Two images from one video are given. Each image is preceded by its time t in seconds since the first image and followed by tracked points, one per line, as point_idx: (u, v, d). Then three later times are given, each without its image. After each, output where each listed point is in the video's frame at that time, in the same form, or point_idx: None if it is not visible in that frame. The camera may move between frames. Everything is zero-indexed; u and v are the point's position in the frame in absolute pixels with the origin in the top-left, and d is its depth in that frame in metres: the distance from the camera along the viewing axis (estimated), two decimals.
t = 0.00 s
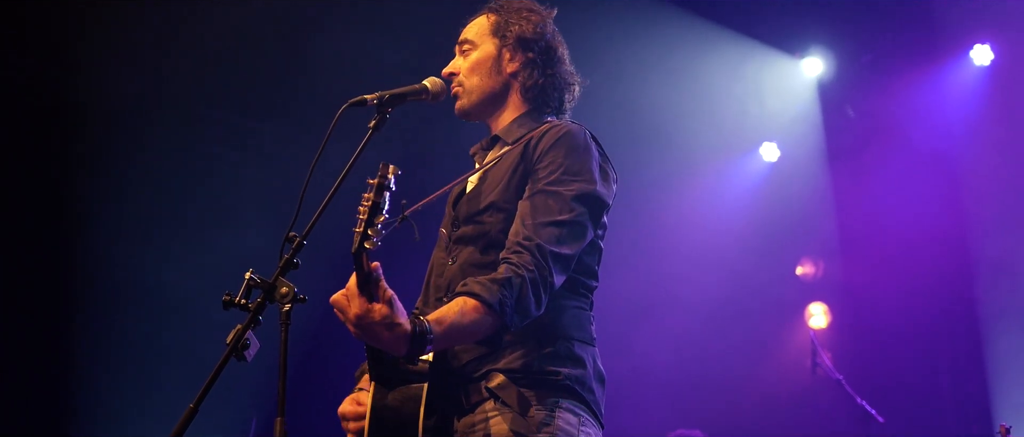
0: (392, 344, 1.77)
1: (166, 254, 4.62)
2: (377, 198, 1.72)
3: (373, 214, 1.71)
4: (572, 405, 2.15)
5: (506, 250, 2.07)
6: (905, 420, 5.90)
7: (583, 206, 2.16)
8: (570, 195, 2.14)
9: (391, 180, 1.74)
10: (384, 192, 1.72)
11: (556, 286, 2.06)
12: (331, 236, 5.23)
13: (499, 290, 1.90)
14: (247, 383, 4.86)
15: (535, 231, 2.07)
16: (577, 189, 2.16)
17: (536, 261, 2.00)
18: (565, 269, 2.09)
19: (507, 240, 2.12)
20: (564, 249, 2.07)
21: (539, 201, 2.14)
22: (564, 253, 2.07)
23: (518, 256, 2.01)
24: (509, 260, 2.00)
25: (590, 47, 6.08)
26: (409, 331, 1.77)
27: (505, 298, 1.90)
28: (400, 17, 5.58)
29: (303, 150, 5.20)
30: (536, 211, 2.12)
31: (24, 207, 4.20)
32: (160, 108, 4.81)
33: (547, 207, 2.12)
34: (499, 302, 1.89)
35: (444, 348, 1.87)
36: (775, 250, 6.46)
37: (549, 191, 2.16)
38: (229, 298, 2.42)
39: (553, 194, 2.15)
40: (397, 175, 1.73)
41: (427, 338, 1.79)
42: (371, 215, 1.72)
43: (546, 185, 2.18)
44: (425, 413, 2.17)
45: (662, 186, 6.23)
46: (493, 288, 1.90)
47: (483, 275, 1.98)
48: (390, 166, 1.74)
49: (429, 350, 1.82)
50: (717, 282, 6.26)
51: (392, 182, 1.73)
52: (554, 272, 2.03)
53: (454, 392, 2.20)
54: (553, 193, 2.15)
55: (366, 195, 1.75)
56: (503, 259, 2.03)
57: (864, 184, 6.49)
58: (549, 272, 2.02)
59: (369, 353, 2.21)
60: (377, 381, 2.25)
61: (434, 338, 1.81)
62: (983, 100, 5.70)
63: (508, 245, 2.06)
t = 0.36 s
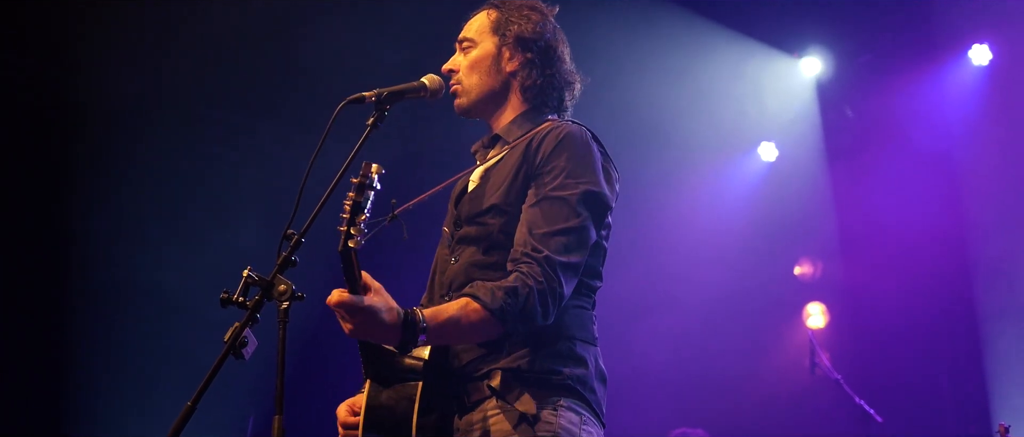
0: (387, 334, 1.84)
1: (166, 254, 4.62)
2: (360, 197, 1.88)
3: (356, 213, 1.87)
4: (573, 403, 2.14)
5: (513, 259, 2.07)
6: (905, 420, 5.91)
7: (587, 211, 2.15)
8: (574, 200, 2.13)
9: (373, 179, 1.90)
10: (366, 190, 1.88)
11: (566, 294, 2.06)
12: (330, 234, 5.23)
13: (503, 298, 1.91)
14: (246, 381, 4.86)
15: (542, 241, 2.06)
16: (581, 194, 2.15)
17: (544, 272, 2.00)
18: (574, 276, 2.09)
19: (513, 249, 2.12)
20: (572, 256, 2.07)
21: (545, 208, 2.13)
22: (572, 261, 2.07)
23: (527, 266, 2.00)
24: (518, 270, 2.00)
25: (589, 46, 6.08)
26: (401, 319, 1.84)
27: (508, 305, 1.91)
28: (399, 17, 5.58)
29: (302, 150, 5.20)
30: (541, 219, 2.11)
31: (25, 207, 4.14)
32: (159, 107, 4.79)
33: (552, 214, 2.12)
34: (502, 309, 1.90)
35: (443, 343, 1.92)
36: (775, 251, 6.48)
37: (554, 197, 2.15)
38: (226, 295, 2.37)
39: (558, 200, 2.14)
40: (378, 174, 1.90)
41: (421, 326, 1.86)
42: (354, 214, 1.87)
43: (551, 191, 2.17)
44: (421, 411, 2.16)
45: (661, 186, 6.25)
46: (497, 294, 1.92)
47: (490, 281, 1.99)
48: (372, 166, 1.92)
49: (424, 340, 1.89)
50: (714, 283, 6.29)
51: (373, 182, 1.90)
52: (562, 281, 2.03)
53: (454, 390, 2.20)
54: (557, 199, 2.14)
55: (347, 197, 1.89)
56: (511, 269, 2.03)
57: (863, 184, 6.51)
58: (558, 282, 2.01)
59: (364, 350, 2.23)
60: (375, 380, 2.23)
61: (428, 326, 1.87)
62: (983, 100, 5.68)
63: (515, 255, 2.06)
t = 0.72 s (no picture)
0: (389, 336, 1.86)
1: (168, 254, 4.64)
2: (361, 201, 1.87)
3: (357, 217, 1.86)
4: (574, 402, 2.15)
5: (514, 258, 2.08)
6: (905, 420, 5.92)
7: (587, 208, 2.16)
8: (573, 198, 2.14)
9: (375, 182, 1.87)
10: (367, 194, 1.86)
11: (568, 292, 2.07)
12: (330, 234, 5.25)
13: (505, 297, 1.92)
14: (247, 381, 4.87)
15: (542, 239, 2.06)
16: (580, 191, 2.16)
17: (545, 270, 2.00)
18: (575, 274, 2.10)
19: (514, 248, 2.12)
20: (572, 254, 2.08)
21: (545, 206, 2.14)
22: (573, 259, 2.07)
23: (528, 264, 2.01)
24: (519, 268, 2.01)
25: (589, 46, 6.10)
26: (402, 321, 1.85)
27: (510, 303, 1.92)
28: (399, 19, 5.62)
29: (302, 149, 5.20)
30: (541, 217, 2.12)
31: (25, 207, 4.15)
32: (160, 107, 4.79)
33: (551, 211, 2.13)
34: (503, 307, 1.91)
35: (445, 344, 1.93)
36: (775, 251, 6.50)
37: (553, 195, 2.15)
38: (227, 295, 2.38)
39: (557, 198, 2.14)
40: (379, 177, 1.86)
41: (423, 328, 1.87)
42: (355, 218, 1.87)
43: (550, 189, 2.17)
44: (424, 410, 2.20)
45: (661, 186, 6.26)
46: (498, 294, 1.93)
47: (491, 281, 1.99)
48: (375, 169, 1.87)
49: (426, 342, 1.90)
50: (713, 282, 6.30)
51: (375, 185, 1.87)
52: (564, 279, 2.04)
53: (455, 390, 2.21)
54: (557, 197, 2.14)
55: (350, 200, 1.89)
56: (512, 267, 2.04)
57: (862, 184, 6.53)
58: (559, 280, 2.02)
59: (366, 351, 2.25)
60: (376, 381, 2.27)
61: (429, 328, 1.88)
62: (982, 99, 5.64)
63: (516, 253, 2.07)
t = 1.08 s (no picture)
0: (390, 335, 1.85)
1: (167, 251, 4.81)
2: (364, 201, 1.89)
3: (359, 217, 1.88)
4: (573, 403, 2.16)
5: (515, 258, 2.08)
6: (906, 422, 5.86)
7: (587, 207, 2.17)
8: (573, 197, 2.15)
9: (379, 182, 1.88)
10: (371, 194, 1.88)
11: (569, 292, 2.07)
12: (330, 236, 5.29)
13: (506, 295, 1.92)
14: (248, 382, 4.90)
15: (543, 238, 2.07)
16: (580, 190, 2.17)
17: (547, 269, 2.01)
18: (576, 273, 2.10)
19: (514, 247, 2.14)
20: (573, 253, 2.08)
21: (545, 206, 2.15)
22: (574, 258, 2.07)
23: (529, 264, 2.01)
24: (520, 267, 2.01)
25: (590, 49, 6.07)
26: (403, 320, 1.86)
27: (511, 302, 1.92)
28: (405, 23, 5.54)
29: (303, 150, 5.42)
30: (541, 216, 2.13)
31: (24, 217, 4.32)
32: (159, 112, 4.90)
33: (551, 210, 2.14)
34: (505, 306, 1.91)
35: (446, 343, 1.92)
36: (772, 251, 6.52)
37: (553, 194, 2.16)
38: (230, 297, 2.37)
39: (557, 197, 2.16)
40: (383, 177, 1.88)
41: (425, 327, 1.87)
42: (359, 216, 1.89)
43: (550, 188, 2.18)
44: (424, 410, 2.23)
45: (661, 189, 6.32)
46: (500, 292, 1.92)
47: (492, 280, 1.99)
48: (377, 168, 1.90)
49: (427, 341, 1.89)
50: (710, 283, 6.35)
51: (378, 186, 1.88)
52: (565, 279, 2.04)
53: (454, 390, 2.24)
54: (557, 196, 2.15)
55: (352, 199, 1.91)
56: (512, 267, 2.04)
57: (862, 187, 6.59)
58: (560, 279, 2.02)
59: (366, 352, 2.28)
60: (376, 382, 2.30)
61: (430, 328, 1.88)
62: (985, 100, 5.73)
63: (517, 253, 2.07)
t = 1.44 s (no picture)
0: (390, 334, 1.85)
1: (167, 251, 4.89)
2: (364, 200, 1.86)
3: (359, 216, 1.86)
4: (572, 403, 2.17)
5: (516, 257, 2.09)
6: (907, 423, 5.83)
7: (586, 206, 2.17)
8: (572, 195, 2.15)
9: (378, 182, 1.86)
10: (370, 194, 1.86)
11: (571, 290, 2.08)
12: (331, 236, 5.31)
13: (507, 292, 1.92)
14: (248, 382, 4.91)
15: (544, 237, 2.08)
16: (579, 189, 2.17)
17: (548, 267, 2.01)
18: (577, 271, 2.11)
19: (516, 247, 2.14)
20: (574, 251, 2.09)
21: (544, 206, 2.16)
22: (575, 257, 2.08)
23: (530, 262, 2.02)
24: (522, 266, 2.02)
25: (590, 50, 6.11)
26: (404, 320, 1.85)
27: (513, 299, 1.92)
28: (411, 18, 5.28)
29: (303, 152, 5.54)
30: (542, 214, 2.14)
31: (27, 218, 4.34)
32: (157, 112, 4.95)
33: (551, 209, 2.14)
34: (505, 303, 1.91)
35: (447, 342, 1.93)
36: (770, 252, 6.56)
37: (553, 193, 2.17)
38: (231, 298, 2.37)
39: (556, 196, 2.16)
40: (383, 176, 1.86)
41: (425, 327, 1.87)
42: (359, 215, 1.87)
43: (550, 188, 2.19)
44: (425, 410, 2.24)
45: (659, 192, 6.45)
46: (501, 290, 1.93)
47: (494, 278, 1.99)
48: (377, 167, 1.87)
49: (428, 340, 1.89)
50: (706, 282, 6.41)
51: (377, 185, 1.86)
52: (566, 277, 2.05)
53: (455, 390, 2.24)
54: (556, 196, 2.16)
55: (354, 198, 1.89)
56: (514, 266, 2.05)
57: (862, 186, 6.58)
58: (561, 277, 2.03)
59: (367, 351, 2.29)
60: (377, 381, 2.31)
61: (431, 327, 1.88)
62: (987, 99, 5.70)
63: (518, 253, 2.08)
